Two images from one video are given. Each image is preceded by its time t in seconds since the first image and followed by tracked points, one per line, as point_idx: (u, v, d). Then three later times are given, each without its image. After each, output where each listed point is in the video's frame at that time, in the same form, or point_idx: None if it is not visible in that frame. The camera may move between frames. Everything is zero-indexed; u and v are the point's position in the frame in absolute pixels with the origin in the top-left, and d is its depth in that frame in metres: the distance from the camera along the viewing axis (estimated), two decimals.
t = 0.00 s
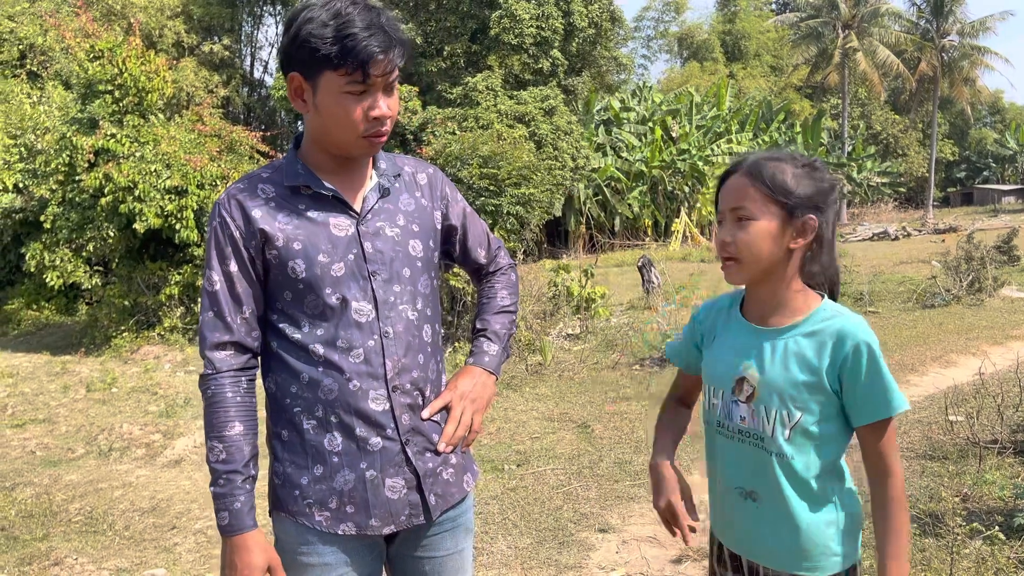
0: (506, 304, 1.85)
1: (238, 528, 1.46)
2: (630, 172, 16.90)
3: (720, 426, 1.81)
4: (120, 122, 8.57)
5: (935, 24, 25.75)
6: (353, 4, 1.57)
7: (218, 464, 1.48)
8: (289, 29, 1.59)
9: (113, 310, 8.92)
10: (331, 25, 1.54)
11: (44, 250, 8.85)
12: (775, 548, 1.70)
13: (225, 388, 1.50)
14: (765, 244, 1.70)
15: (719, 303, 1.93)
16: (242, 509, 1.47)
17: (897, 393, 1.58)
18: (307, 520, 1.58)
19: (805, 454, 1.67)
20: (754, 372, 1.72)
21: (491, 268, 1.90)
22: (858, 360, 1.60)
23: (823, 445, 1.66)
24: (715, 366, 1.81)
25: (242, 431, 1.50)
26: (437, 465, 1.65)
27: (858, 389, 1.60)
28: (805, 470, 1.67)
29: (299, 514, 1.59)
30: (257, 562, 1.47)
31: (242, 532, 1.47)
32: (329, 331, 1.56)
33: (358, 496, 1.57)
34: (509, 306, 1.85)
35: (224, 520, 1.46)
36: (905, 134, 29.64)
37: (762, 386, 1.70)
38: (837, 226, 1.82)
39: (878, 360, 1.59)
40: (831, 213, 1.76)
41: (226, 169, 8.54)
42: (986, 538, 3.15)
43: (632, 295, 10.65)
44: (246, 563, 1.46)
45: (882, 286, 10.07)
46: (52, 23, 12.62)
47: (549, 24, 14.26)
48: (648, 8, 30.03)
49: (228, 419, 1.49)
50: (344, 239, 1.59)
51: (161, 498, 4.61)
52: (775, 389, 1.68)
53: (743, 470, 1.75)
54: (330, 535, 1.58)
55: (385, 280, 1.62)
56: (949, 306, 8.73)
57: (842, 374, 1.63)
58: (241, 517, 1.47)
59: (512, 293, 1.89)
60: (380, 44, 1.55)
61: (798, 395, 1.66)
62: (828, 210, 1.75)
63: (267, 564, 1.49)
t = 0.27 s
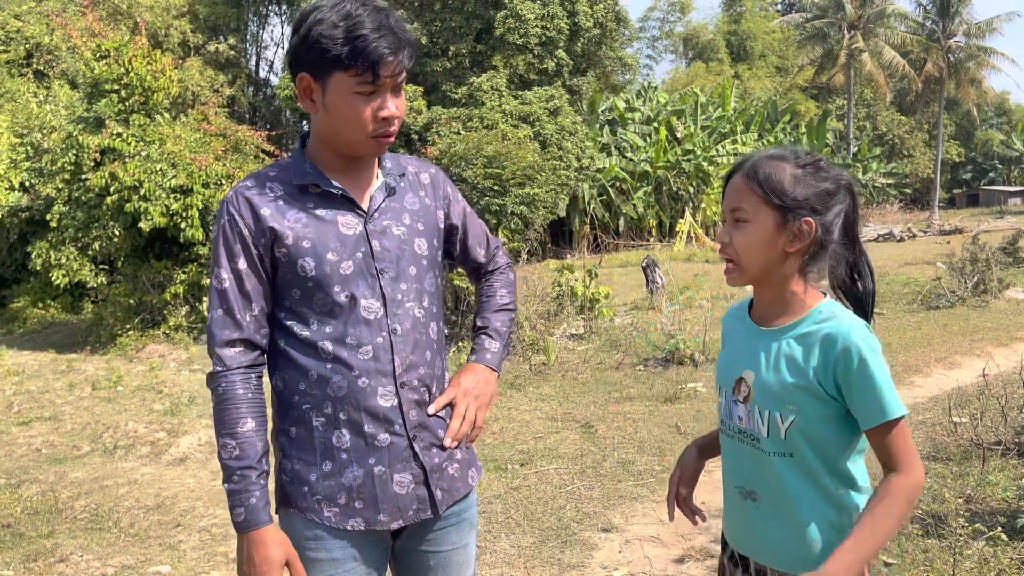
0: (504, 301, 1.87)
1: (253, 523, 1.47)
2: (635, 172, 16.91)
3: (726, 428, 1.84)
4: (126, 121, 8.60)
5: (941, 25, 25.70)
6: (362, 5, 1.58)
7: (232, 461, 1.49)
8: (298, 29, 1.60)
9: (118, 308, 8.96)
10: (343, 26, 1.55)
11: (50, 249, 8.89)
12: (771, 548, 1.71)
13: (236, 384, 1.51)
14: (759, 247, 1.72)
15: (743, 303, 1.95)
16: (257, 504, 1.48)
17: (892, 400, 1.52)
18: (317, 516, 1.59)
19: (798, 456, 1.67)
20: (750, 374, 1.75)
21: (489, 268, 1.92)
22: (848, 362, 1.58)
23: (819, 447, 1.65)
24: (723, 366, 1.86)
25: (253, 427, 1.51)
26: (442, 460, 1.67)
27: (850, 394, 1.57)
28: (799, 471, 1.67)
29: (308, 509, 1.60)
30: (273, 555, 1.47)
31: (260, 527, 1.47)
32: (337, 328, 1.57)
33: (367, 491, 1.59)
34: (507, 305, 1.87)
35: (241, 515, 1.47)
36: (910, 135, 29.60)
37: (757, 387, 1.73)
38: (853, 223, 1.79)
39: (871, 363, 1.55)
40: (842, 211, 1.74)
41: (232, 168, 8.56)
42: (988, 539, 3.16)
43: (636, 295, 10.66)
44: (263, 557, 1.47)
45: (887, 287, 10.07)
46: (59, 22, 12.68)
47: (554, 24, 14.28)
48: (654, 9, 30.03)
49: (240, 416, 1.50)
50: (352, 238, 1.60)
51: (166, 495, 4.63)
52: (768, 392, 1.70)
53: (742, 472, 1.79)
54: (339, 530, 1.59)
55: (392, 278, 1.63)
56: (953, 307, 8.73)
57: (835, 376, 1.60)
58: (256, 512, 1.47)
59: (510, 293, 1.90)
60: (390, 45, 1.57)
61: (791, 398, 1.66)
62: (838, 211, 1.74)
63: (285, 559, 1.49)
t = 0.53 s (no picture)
0: (501, 299, 1.90)
1: (259, 520, 1.48)
2: (640, 172, 16.91)
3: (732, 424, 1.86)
4: (132, 120, 8.62)
5: (947, 26, 25.65)
6: (372, 7, 1.59)
7: (239, 457, 1.50)
8: (306, 30, 1.61)
9: (123, 307, 8.99)
10: (352, 29, 1.56)
11: (56, 247, 8.93)
12: (769, 544, 1.72)
13: (243, 381, 1.52)
14: (766, 247, 1.72)
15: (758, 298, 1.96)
16: (265, 501, 1.49)
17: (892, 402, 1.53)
18: (324, 511, 1.60)
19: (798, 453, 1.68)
20: (758, 372, 1.76)
21: (487, 267, 1.94)
22: (852, 364, 1.58)
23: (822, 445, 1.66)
24: (732, 363, 1.88)
25: (259, 425, 1.52)
26: (447, 454, 1.69)
27: (852, 396, 1.58)
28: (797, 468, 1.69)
29: (315, 505, 1.60)
30: (279, 551, 1.49)
31: (266, 524, 1.49)
32: (344, 325, 1.58)
33: (374, 486, 1.60)
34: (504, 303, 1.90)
35: (247, 512, 1.48)
36: (916, 136, 29.55)
37: (763, 386, 1.74)
38: (868, 223, 1.77)
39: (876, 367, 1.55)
40: (854, 212, 1.73)
41: (237, 168, 8.57)
42: (990, 539, 3.16)
43: (640, 295, 10.66)
44: (269, 553, 1.48)
45: (891, 288, 10.06)
46: (65, 21, 12.71)
47: (559, 24, 14.29)
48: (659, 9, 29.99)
49: (247, 413, 1.51)
50: (358, 236, 1.62)
51: (170, 493, 4.65)
52: (775, 391, 1.71)
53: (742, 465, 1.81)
54: (347, 526, 1.60)
55: (398, 276, 1.65)
56: (958, 309, 8.73)
57: (840, 377, 1.61)
58: (264, 509, 1.49)
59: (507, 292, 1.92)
60: (400, 47, 1.59)
61: (796, 399, 1.67)
62: (851, 211, 1.72)
63: (291, 556, 1.51)
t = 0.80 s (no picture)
0: (499, 296, 1.92)
1: (264, 515, 1.49)
2: (644, 173, 16.91)
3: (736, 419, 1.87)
4: (137, 119, 8.65)
5: (953, 27, 25.60)
6: (376, 6, 1.60)
7: (242, 453, 1.51)
8: (310, 29, 1.62)
9: (128, 305, 9.02)
10: (355, 28, 1.57)
11: (61, 246, 8.96)
12: (767, 538, 1.73)
13: (245, 377, 1.53)
14: (768, 246, 1.73)
15: (766, 295, 1.97)
16: (268, 495, 1.50)
17: (889, 403, 1.52)
18: (326, 506, 1.60)
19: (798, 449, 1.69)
20: (761, 369, 1.77)
21: (486, 263, 1.95)
22: (850, 363, 1.59)
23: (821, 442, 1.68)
24: (736, 359, 1.89)
25: (262, 421, 1.53)
26: (448, 449, 1.70)
27: (850, 394, 1.58)
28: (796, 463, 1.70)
29: (317, 500, 1.61)
30: (282, 546, 1.50)
31: (269, 519, 1.50)
32: (346, 321, 1.59)
33: (376, 481, 1.61)
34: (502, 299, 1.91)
35: (251, 507, 1.49)
36: (921, 137, 29.50)
37: (767, 383, 1.75)
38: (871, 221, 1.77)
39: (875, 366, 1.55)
40: (857, 210, 1.73)
41: (241, 167, 8.59)
42: (992, 539, 3.16)
43: (644, 296, 10.66)
44: (273, 548, 1.49)
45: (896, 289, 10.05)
46: (71, 21, 12.75)
47: (564, 24, 14.29)
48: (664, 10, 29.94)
49: (250, 409, 1.52)
50: (359, 233, 1.63)
51: (174, 490, 4.67)
52: (777, 387, 1.72)
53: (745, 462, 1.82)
54: (349, 521, 1.61)
55: (398, 273, 1.66)
56: (962, 310, 8.71)
57: (839, 375, 1.62)
58: (268, 504, 1.50)
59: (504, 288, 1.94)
60: (404, 47, 1.59)
61: (796, 395, 1.68)
62: (853, 210, 1.72)
63: (296, 551, 1.52)
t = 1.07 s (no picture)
0: (504, 296, 1.92)
1: (267, 513, 1.50)
2: (648, 175, 16.92)
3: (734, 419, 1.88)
4: (143, 120, 8.69)
5: (958, 29, 25.59)
6: (378, 9, 1.61)
7: (245, 451, 1.52)
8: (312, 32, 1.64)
9: (133, 305, 9.05)
10: (356, 32, 1.58)
11: (67, 246, 9.00)
12: (765, 536, 1.74)
13: (249, 377, 1.54)
14: (762, 247, 1.75)
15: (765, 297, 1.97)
16: (271, 494, 1.51)
17: (883, 404, 1.53)
18: (330, 504, 1.61)
19: (796, 450, 1.70)
20: (757, 370, 1.78)
21: (489, 263, 1.96)
22: (845, 365, 1.60)
23: (818, 444, 1.68)
24: (734, 360, 1.90)
25: (265, 421, 1.54)
26: (451, 448, 1.71)
27: (845, 395, 1.59)
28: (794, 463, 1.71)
29: (322, 498, 1.62)
30: (286, 543, 1.51)
31: (272, 517, 1.51)
32: (350, 321, 1.61)
33: (379, 480, 1.62)
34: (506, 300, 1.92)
35: (254, 506, 1.50)
36: (925, 139, 29.47)
37: (763, 384, 1.76)
38: (867, 224, 1.78)
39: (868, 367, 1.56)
40: (855, 214, 1.73)
41: (246, 167, 8.61)
42: (995, 541, 3.17)
43: (647, 297, 10.67)
44: (276, 546, 1.50)
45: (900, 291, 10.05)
46: (77, 21, 12.79)
47: (568, 26, 14.31)
48: (669, 11, 29.94)
49: (254, 408, 1.53)
50: (363, 234, 1.64)
51: (179, 489, 4.68)
52: (773, 388, 1.73)
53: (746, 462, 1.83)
54: (353, 519, 1.62)
55: (401, 274, 1.67)
56: (966, 312, 8.71)
57: (834, 377, 1.62)
58: (271, 502, 1.51)
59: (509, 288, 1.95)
60: (405, 51, 1.61)
61: (791, 396, 1.69)
62: (848, 212, 1.72)
63: (298, 549, 1.53)
